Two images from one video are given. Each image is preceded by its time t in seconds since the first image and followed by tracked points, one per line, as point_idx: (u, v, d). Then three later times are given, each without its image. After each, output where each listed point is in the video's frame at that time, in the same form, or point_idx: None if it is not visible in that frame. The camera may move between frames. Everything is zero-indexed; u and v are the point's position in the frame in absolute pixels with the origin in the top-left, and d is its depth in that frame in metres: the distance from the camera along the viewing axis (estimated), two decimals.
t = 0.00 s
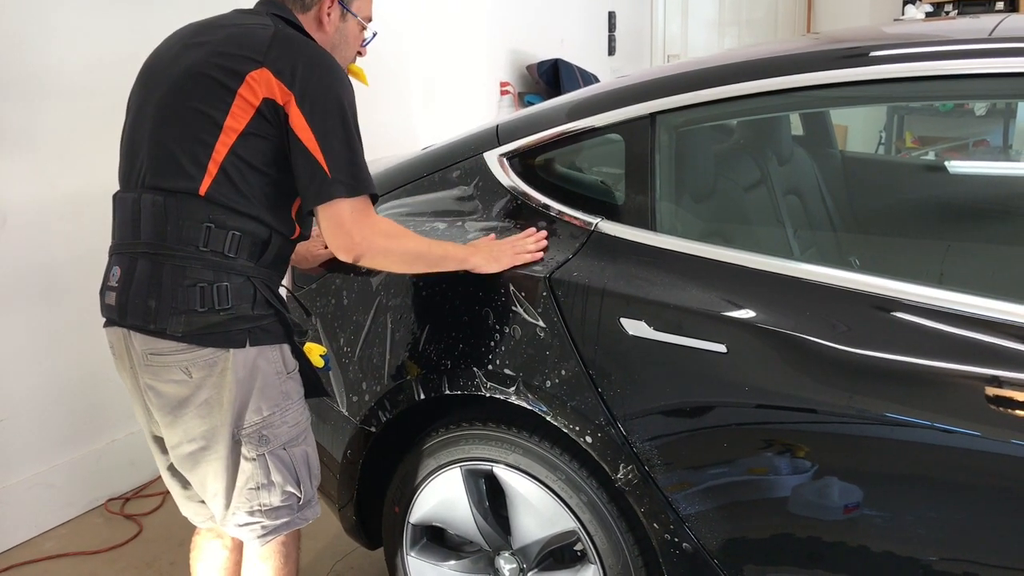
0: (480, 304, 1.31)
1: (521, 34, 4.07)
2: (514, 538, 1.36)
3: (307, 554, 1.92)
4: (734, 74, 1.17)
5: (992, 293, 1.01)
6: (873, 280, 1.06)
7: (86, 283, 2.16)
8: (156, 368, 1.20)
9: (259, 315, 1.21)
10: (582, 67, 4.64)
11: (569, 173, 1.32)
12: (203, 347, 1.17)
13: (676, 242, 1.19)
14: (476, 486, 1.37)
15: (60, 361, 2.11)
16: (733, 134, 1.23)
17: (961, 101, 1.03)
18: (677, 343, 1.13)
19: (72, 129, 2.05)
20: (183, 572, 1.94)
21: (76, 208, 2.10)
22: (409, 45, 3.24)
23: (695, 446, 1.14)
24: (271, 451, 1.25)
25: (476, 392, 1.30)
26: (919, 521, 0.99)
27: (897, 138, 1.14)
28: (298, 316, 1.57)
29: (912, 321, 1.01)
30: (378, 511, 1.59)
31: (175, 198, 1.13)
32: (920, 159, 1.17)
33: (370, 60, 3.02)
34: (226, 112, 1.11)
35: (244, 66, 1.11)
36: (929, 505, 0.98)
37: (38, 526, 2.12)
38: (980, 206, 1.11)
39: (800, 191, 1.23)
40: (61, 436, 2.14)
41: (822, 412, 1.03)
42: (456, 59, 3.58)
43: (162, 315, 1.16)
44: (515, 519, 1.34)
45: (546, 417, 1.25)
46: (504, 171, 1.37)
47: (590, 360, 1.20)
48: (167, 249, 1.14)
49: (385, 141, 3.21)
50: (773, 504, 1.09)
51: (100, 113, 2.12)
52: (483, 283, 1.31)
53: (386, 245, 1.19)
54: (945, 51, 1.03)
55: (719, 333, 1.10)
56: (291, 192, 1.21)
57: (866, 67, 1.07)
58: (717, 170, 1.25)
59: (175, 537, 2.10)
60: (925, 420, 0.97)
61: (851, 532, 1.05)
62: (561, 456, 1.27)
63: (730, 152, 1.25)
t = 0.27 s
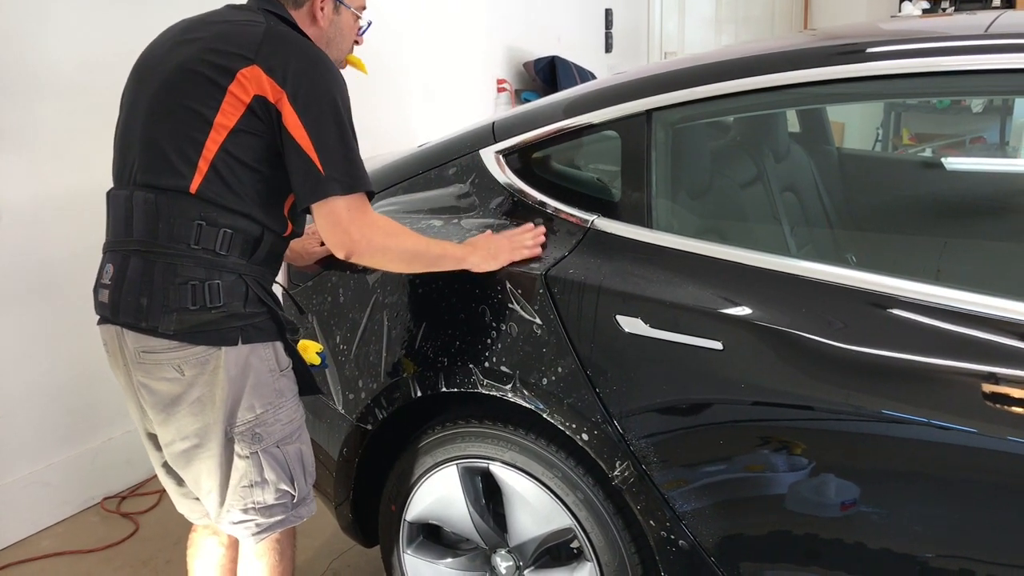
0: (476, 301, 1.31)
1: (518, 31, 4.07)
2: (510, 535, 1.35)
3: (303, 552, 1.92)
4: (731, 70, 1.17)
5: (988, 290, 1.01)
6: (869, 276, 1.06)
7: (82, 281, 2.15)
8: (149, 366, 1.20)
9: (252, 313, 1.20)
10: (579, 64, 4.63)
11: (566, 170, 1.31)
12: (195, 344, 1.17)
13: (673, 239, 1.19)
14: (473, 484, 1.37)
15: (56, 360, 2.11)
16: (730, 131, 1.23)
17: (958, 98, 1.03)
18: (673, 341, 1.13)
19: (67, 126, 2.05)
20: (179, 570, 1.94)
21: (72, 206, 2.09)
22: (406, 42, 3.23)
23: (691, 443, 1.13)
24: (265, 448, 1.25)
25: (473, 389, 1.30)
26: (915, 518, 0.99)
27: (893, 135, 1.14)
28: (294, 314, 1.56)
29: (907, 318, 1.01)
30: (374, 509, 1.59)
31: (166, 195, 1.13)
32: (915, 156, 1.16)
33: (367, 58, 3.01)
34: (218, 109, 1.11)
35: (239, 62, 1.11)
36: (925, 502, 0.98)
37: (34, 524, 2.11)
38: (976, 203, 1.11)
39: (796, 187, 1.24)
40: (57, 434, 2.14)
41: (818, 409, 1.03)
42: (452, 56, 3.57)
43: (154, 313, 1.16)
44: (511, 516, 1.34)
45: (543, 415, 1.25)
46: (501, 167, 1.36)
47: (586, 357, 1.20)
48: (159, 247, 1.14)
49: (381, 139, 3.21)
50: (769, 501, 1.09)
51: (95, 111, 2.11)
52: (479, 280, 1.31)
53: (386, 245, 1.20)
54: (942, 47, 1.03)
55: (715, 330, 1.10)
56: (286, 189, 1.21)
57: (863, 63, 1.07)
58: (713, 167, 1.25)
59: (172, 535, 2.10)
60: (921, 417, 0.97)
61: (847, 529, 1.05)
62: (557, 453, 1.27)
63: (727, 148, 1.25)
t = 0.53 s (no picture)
0: (472, 298, 1.31)
1: (514, 27, 4.06)
2: (506, 532, 1.35)
3: (299, 549, 1.92)
4: (727, 67, 1.17)
5: (984, 287, 1.01)
6: (865, 274, 1.06)
7: (77, 278, 2.15)
8: (138, 363, 1.19)
9: (243, 311, 1.20)
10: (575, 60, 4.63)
11: (562, 166, 1.31)
12: (184, 342, 1.17)
13: (669, 236, 1.18)
14: (468, 481, 1.37)
15: (51, 357, 2.10)
16: (726, 128, 1.23)
17: (955, 94, 1.03)
18: (668, 338, 1.13)
19: (62, 123, 2.04)
20: (175, 567, 1.94)
21: (67, 203, 2.09)
22: (402, 38, 3.22)
23: (687, 440, 1.13)
24: (255, 447, 1.25)
25: (469, 386, 1.29)
26: (910, 514, 0.99)
27: (890, 132, 1.16)
28: (290, 311, 1.56)
29: (903, 315, 1.01)
30: (370, 505, 1.59)
31: (158, 192, 1.13)
32: (912, 153, 1.19)
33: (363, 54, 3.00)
34: (212, 106, 1.10)
35: (233, 57, 1.10)
36: (920, 498, 0.98)
37: (29, 522, 2.11)
38: (971, 199, 1.11)
39: (792, 184, 1.25)
40: (52, 431, 2.14)
41: (813, 406, 1.03)
42: (449, 52, 3.56)
43: (143, 310, 1.16)
44: (507, 513, 1.34)
45: (539, 412, 1.25)
46: (496, 164, 1.35)
47: (582, 354, 1.20)
48: (149, 244, 1.14)
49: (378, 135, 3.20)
50: (764, 498, 1.09)
51: (89, 107, 2.10)
52: (475, 277, 1.31)
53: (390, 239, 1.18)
54: (938, 44, 1.03)
55: (710, 327, 1.10)
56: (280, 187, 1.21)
57: (859, 60, 1.06)
58: (709, 164, 1.25)
59: (167, 532, 2.10)
60: (917, 414, 0.97)
61: (842, 526, 1.05)
62: (553, 450, 1.26)
63: (723, 145, 1.25)
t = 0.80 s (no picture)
0: (468, 296, 1.30)
1: (510, 25, 4.06)
2: (502, 529, 1.35)
3: (295, 548, 1.92)
4: (722, 63, 1.17)
5: (979, 284, 1.01)
6: (860, 270, 1.06)
7: (72, 276, 2.14)
8: (130, 361, 1.19)
9: (238, 308, 1.20)
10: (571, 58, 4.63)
11: (558, 163, 1.30)
12: (177, 340, 1.17)
13: (665, 232, 1.18)
14: (464, 478, 1.36)
15: (46, 355, 2.10)
16: (722, 125, 1.23)
17: (950, 91, 1.03)
18: (664, 335, 1.13)
19: (55, 121, 2.03)
20: (171, 566, 1.94)
21: (61, 201, 2.08)
22: (397, 36, 3.22)
23: (682, 437, 1.13)
24: (249, 445, 1.24)
25: (465, 384, 1.29)
26: (906, 511, 0.99)
27: (886, 129, 1.17)
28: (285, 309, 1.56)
29: (897, 311, 1.02)
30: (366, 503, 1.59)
31: (151, 189, 1.12)
32: (908, 150, 1.19)
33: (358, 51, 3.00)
34: (205, 103, 1.10)
35: (228, 54, 1.10)
36: (916, 494, 0.98)
37: (24, 521, 2.11)
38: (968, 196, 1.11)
39: (788, 180, 1.25)
40: (47, 430, 2.13)
41: (809, 403, 1.03)
42: (445, 50, 3.56)
43: (136, 308, 1.15)
44: (503, 510, 1.34)
45: (535, 409, 1.25)
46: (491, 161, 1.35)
47: (578, 351, 1.20)
48: (142, 242, 1.14)
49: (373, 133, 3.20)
50: (760, 495, 1.09)
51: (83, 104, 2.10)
52: (471, 275, 1.30)
53: (396, 223, 1.22)
54: (933, 40, 1.03)
55: (706, 324, 1.10)
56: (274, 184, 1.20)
57: (855, 57, 1.06)
58: (705, 161, 1.25)
59: (163, 530, 2.10)
60: (913, 410, 0.97)
61: (837, 523, 1.05)
62: (549, 447, 1.26)
63: (718, 142, 1.25)
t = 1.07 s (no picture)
0: (464, 295, 1.30)
1: (506, 24, 4.06)
2: (497, 529, 1.35)
3: (291, 546, 1.92)
4: (718, 62, 1.17)
5: (973, 283, 1.01)
6: (854, 269, 1.07)
7: (68, 275, 2.14)
8: (126, 359, 1.19)
9: (233, 307, 1.20)
10: (567, 57, 4.62)
11: (553, 163, 1.31)
12: (172, 339, 1.17)
13: (660, 232, 1.18)
14: (460, 477, 1.36)
15: (42, 354, 2.09)
16: (717, 124, 1.23)
17: (945, 90, 1.03)
18: (660, 334, 1.13)
19: (51, 119, 2.03)
20: (166, 565, 1.94)
21: (57, 200, 2.08)
22: (393, 34, 3.22)
23: (677, 435, 1.14)
24: (243, 445, 1.24)
25: (460, 383, 1.29)
26: (900, 509, 1.00)
27: (880, 129, 1.17)
28: (281, 308, 1.56)
29: (892, 310, 1.02)
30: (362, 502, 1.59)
31: (147, 188, 1.12)
32: (903, 150, 1.18)
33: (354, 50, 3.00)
34: (201, 101, 1.10)
35: (224, 52, 1.10)
36: (910, 493, 0.99)
37: (20, 520, 2.10)
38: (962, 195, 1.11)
39: (783, 179, 1.24)
40: (43, 429, 2.13)
41: (804, 401, 1.04)
42: (441, 49, 3.56)
43: (132, 307, 1.15)
44: (499, 509, 1.34)
45: (531, 408, 1.25)
46: (487, 160, 1.36)
47: (573, 350, 1.20)
48: (138, 241, 1.14)
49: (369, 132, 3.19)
50: (755, 493, 1.10)
51: (79, 103, 2.09)
52: (466, 274, 1.30)
53: (398, 221, 1.21)
54: (928, 39, 1.03)
55: (702, 323, 1.10)
56: (272, 183, 1.20)
57: (850, 56, 1.06)
58: (700, 161, 1.25)
59: (158, 529, 2.10)
60: (907, 409, 0.98)
61: (832, 521, 1.05)
62: (544, 446, 1.26)
63: (714, 142, 1.25)
